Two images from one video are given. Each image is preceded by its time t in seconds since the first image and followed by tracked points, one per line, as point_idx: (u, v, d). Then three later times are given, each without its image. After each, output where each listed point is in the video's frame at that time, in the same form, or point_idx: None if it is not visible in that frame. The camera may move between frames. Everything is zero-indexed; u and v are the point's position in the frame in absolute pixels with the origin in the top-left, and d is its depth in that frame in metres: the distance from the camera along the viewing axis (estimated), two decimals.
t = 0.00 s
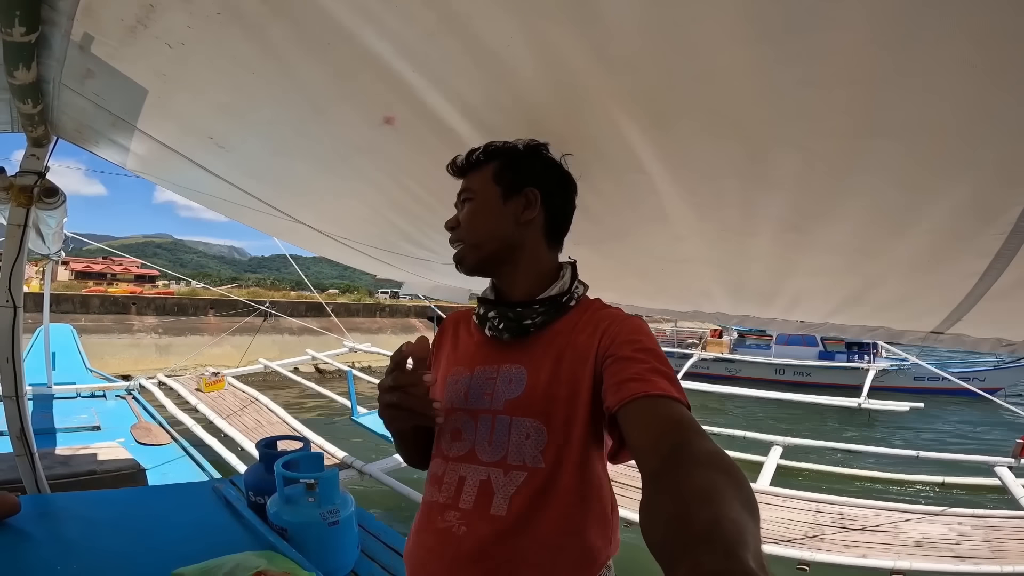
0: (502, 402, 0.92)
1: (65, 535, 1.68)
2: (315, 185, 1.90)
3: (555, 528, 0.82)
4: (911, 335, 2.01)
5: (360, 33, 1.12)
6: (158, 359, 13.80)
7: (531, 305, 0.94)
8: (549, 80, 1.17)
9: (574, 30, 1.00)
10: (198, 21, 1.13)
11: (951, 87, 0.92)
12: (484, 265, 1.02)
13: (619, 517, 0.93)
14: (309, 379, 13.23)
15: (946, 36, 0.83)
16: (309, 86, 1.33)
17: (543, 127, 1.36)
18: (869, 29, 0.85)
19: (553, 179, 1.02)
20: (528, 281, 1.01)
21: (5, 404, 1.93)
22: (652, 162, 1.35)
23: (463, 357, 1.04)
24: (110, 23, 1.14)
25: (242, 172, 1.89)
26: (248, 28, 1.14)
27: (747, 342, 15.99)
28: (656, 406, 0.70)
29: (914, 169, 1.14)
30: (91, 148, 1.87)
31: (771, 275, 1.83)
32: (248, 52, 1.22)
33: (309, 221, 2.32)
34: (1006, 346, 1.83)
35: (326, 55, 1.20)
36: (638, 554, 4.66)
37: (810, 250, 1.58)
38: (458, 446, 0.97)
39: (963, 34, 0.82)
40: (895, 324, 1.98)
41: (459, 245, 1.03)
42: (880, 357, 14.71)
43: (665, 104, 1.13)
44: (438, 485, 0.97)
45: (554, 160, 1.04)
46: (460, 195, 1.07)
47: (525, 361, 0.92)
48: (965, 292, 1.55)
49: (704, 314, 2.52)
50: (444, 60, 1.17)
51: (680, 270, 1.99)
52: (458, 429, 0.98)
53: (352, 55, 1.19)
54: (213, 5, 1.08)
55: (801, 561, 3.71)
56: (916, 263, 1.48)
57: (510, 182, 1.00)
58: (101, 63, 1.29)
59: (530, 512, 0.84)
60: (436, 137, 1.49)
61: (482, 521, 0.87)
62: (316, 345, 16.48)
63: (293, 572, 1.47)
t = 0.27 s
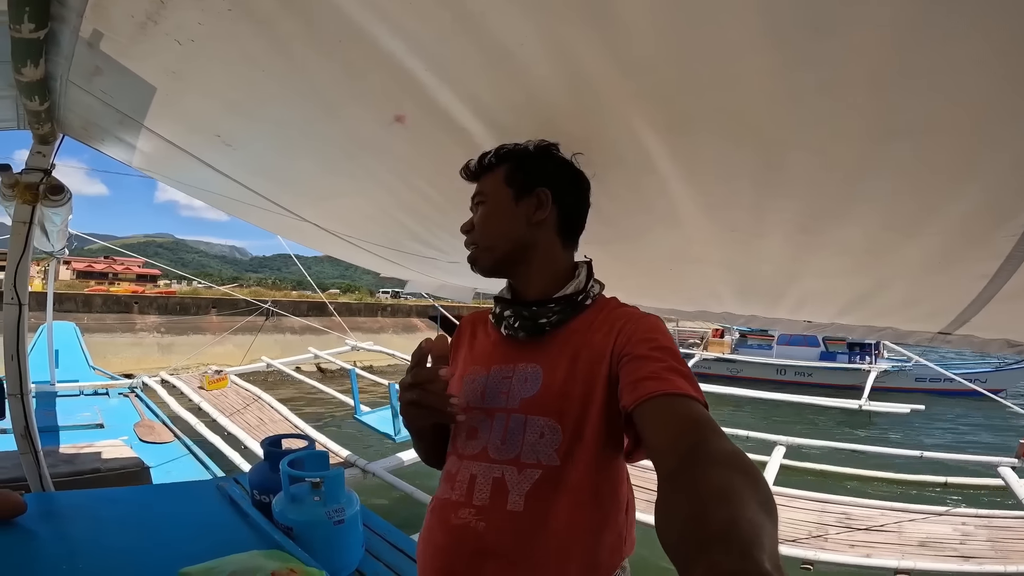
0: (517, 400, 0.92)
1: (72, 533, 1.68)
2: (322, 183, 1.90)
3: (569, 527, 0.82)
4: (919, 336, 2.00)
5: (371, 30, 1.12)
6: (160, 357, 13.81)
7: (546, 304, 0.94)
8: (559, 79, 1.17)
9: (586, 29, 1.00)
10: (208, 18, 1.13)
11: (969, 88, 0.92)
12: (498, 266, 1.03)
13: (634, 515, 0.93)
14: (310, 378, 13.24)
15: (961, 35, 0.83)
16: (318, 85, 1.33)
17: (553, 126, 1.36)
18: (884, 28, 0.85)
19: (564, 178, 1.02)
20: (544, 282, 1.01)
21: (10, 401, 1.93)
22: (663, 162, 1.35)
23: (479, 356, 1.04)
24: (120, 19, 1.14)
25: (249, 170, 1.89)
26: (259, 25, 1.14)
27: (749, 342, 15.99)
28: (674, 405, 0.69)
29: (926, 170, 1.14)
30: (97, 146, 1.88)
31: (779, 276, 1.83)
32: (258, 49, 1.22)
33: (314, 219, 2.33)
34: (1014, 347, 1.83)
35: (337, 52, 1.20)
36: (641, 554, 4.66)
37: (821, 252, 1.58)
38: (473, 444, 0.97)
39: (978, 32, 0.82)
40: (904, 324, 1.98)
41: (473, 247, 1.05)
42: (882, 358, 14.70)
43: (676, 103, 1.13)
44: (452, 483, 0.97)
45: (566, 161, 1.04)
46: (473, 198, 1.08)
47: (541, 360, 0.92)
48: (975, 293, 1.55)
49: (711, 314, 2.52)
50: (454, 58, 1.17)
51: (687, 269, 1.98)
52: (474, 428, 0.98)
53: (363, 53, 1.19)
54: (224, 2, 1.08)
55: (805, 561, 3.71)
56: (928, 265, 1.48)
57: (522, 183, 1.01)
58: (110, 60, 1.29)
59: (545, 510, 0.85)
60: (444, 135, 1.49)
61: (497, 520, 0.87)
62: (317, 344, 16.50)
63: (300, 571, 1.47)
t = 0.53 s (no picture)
0: (516, 401, 0.92)
1: (72, 533, 1.68)
2: (323, 182, 1.91)
3: (568, 528, 0.82)
4: (922, 335, 2.01)
5: (374, 29, 1.12)
6: (161, 357, 13.81)
7: (548, 304, 0.94)
8: (563, 77, 1.17)
9: (588, 25, 1.00)
10: (210, 17, 1.13)
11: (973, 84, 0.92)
12: (528, 261, 0.99)
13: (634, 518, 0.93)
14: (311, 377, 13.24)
15: (962, 32, 0.83)
16: (320, 83, 1.33)
17: (554, 123, 1.36)
18: (886, 24, 0.85)
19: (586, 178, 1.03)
20: (552, 282, 1.02)
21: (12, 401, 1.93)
22: (666, 159, 1.35)
23: (478, 357, 1.04)
24: (121, 18, 1.14)
25: (250, 169, 1.89)
26: (260, 23, 1.14)
27: (750, 342, 15.98)
28: (671, 406, 0.69)
29: (928, 167, 1.14)
30: (98, 145, 1.87)
31: (781, 273, 1.83)
32: (260, 49, 1.22)
33: (315, 218, 2.33)
34: (1016, 346, 1.83)
35: (338, 51, 1.20)
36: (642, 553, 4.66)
37: (823, 249, 1.58)
38: (472, 445, 0.96)
39: (980, 29, 0.82)
40: (907, 323, 1.98)
41: (511, 234, 0.98)
42: (883, 358, 14.67)
43: (677, 100, 1.13)
44: (453, 485, 0.96)
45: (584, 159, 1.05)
46: (516, 181, 1.01)
47: (540, 361, 0.92)
48: (978, 292, 1.55)
49: (713, 313, 2.52)
50: (455, 55, 1.17)
51: (689, 268, 1.99)
52: (473, 428, 0.98)
53: (365, 51, 1.19)
54: (225, 1, 1.08)
55: (806, 561, 3.71)
56: (931, 262, 1.48)
57: (571, 186, 1.01)
58: (110, 60, 1.29)
59: (543, 512, 0.84)
60: (446, 134, 1.49)
61: (496, 521, 0.87)
62: (318, 344, 16.51)
63: (302, 571, 1.47)
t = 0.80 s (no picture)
0: (511, 402, 0.91)
1: (70, 535, 1.68)
2: (320, 182, 1.90)
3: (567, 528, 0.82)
4: (922, 334, 2.00)
5: (368, 27, 1.12)
6: (161, 357, 13.82)
7: (545, 304, 0.95)
8: (558, 74, 1.16)
9: (582, 22, 1.00)
10: (203, 17, 1.12)
11: (969, 80, 0.91)
12: (552, 268, 0.99)
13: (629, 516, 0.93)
14: (312, 378, 13.25)
15: (957, 28, 0.83)
16: (315, 82, 1.33)
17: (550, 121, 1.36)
18: (880, 20, 0.85)
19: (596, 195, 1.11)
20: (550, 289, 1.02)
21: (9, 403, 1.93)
22: (663, 156, 1.35)
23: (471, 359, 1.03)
24: (113, 19, 1.14)
25: (247, 170, 1.89)
26: (253, 23, 1.13)
27: (750, 341, 15.98)
28: (663, 403, 0.69)
29: (925, 163, 1.14)
30: (93, 147, 1.87)
31: (780, 271, 1.82)
32: (254, 48, 1.22)
33: (312, 219, 2.32)
34: (1017, 345, 1.82)
35: (332, 50, 1.19)
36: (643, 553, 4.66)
37: (821, 246, 1.57)
38: (467, 447, 0.96)
39: (975, 24, 0.81)
40: (907, 322, 1.98)
41: (553, 236, 0.97)
42: (884, 356, 14.66)
43: (673, 96, 1.13)
44: (448, 487, 0.95)
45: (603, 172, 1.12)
46: (561, 188, 1.03)
47: (534, 362, 0.92)
48: (978, 290, 1.55)
49: (712, 312, 2.52)
50: (449, 53, 1.16)
51: (688, 266, 1.98)
52: (467, 430, 0.97)
53: (360, 50, 1.19)
54: (218, 0, 1.07)
55: (807, 561, 3.70)
56: (930, 258, 1.47)
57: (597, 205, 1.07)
58: (103, 60, 1.29)
59: (540, 513, 0.84)
60: (443, 133, 1.49)
61: (495, 522, 0.86)
62: (319, 344, 16.51)
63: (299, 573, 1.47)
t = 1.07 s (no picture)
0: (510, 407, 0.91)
1: (68, 538, 1.68)
2: (317, 184, 1.90)
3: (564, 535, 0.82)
4: (923, 335, 1.99)
5: (363, 28, 1.11)
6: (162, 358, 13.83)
7: (545, 308, 0.93)
8: (554, 74, 1.16)
9: (578, 21, 0.99)
10: (196, 18, 1.12)
11: (973, 78, 0.90)
12: (553, 272, 0.99)
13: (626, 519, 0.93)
14: (312, 378, 13.25)
15: (956, 27, 0.82)
16: (310, 84, 1.32)
17: (545, 122, 1.35)
18: (875, 19, 0.84)
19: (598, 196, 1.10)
20: (549, 292, 1.02)
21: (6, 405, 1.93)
22: (661, 156, 1.34)
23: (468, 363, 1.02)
24: (105, 20, 1.13)
25: (243, 172, 1.88)
26: (247, 23, 1.13)
27: (750, 340, 15.97)
28: (663, 409, 0.69)
29: (923, 164, 1.13)
30: (89, 149, 1.87)
31: (779, 272, 1.82)
32: (248, 50, 1.21)
33: (310, 220, 2.32)
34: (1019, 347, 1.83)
35: (326, 51, 1.19)
36: (644, 555, 4.66)
37: (823, 248, 1.57)
38: (464, 452, 0.95)
39: (974, 23, 0.81)
40: (908, 324, 1.97)
41: (556, 240, 0.96)
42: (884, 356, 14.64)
43: (669, 96, 1.12)
44: (446, 492, 0.94)
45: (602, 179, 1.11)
46: (565, 192, 1.02)
47: (533, 367, 0.91)
48: (980, 291, 1.54)
49: (711, 314, 2.51)
50: (444, 53, 1.15)
51: (687, 268, 1.98)
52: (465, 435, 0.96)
53: (354, 51, 1.18)
54: (210, 1, 1.07)
55: (808, 563, 3.70)
56: (931, 259, 1.46)
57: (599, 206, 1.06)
58: (97, 62, 1.29)
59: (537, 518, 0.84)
60: (439, 134, 1.48)
61: (493, 527, 0.86)
62: (319, 344, 16.52)
63: None
